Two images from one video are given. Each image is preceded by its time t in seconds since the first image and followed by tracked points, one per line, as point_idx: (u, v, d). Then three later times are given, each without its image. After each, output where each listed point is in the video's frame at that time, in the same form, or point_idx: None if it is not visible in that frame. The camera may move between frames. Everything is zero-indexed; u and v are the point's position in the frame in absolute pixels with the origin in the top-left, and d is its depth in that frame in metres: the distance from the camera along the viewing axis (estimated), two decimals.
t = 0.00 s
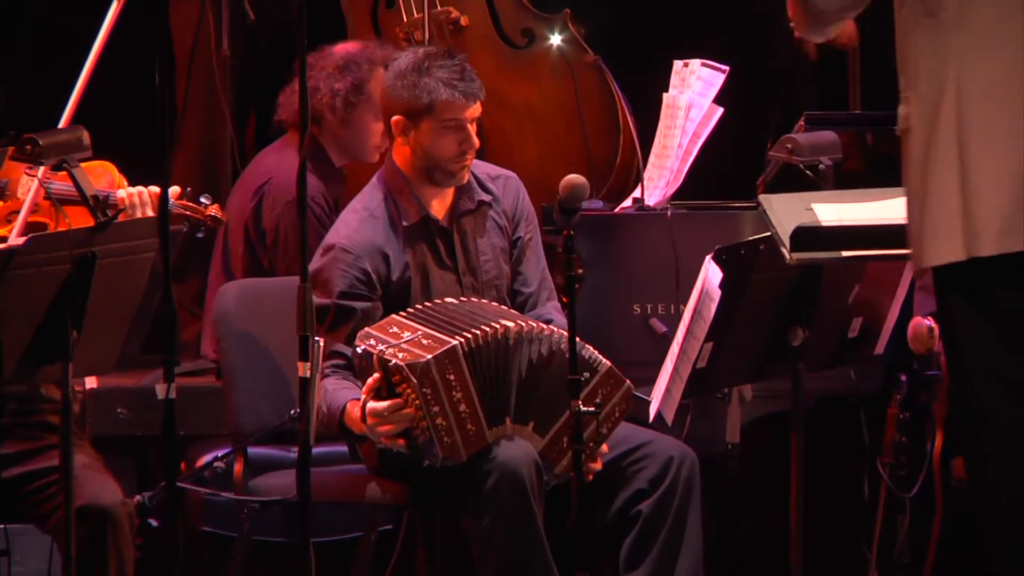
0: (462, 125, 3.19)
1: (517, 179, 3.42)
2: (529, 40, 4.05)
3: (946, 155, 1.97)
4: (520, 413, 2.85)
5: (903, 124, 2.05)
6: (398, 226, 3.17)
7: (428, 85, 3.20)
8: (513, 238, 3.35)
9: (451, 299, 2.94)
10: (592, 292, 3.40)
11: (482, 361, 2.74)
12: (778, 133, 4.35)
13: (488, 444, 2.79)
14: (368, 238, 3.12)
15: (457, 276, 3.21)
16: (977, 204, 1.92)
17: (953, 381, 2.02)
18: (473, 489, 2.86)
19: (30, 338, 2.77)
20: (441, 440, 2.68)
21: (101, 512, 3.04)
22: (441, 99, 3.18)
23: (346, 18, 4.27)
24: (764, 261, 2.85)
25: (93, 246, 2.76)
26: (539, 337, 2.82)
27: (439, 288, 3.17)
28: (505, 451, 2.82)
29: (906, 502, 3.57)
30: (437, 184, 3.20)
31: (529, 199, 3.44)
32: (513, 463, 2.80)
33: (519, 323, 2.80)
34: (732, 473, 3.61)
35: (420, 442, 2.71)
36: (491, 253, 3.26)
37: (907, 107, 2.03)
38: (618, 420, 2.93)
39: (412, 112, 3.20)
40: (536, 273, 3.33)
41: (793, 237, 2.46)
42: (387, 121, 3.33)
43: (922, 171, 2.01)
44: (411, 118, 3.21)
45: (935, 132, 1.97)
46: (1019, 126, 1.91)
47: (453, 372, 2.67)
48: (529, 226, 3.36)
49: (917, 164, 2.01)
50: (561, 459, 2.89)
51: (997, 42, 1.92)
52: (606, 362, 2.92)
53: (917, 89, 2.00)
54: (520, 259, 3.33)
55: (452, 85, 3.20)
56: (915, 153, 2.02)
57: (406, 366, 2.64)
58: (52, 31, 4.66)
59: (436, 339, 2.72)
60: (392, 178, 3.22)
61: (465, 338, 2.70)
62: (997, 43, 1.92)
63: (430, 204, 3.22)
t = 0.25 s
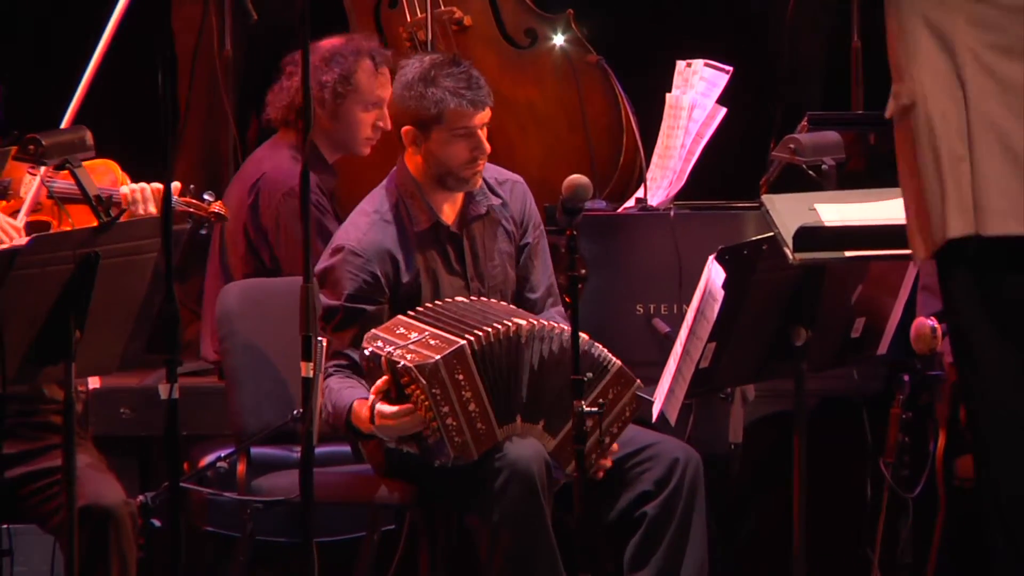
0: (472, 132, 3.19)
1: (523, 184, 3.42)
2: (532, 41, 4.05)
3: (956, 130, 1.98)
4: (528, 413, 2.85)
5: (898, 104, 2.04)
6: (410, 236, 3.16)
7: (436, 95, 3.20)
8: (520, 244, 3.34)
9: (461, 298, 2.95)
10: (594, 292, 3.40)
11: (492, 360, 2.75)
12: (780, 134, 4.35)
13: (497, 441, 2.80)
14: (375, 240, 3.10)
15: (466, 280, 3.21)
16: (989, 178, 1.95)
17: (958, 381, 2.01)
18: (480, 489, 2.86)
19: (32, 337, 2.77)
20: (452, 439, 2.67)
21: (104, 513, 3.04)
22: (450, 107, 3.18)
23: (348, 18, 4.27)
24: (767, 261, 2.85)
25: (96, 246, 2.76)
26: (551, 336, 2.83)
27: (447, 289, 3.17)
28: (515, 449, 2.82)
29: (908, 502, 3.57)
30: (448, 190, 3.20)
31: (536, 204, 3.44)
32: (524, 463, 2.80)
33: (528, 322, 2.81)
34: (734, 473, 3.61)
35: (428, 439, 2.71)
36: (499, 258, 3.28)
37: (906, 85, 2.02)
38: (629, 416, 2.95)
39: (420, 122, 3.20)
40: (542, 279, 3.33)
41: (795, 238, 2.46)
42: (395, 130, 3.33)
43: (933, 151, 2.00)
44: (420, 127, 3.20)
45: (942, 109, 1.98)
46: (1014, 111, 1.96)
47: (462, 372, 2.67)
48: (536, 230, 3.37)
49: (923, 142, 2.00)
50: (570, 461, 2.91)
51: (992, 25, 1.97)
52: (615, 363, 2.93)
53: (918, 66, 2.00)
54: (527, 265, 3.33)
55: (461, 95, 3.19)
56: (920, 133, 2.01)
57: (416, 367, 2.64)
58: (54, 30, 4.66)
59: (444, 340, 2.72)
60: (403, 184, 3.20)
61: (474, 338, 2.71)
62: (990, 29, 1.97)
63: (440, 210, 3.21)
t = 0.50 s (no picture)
0: (478, 133, 3.19)
1: (525, 183, 3.43)
2: (533, 39, 4.04)
3: (938, 154, 1.88)
4: (530, 411, 2.86)
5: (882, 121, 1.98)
6: (413, 236, 3.16)
7: (441, 96, 3.20)
8: (523, 243, 3.35)
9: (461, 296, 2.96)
10: (594, 290, 3.40)
11: (493, 359, 2.75)
12: (781, 132, 4.35)
13: (500, 440, 2.80)
14: (380, 241, 3.11)
15: (468, 280, 3.22)
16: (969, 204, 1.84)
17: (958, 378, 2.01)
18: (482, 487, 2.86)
19: (33, 335, 2.77)
20: (454, 439, 2.68)
21: (104, 510, 3.04)
22: (456, 108, 3.17)
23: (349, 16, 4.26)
24: (767, 260, 2.85)
25: (96, 244, 2.76)
26: (551, 333, 2.83)
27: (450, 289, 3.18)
28: (519, 448, 2.82)
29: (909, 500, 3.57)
30: (452, 191, 3.20)
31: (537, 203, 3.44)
32: (527, 461, 2.80)
33: (530, 320, 2.80)
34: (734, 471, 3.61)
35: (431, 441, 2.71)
36: (502, 258, 3.28)
37: (894, 103, 1.96)
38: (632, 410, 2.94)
39: (425, 123, 3.20)
40: (546, 279, 3.33)
41: (793, 235, 2.46)
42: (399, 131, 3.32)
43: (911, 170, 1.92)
44: (424, 128, 3.20)
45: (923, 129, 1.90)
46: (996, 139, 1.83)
47: (461, 372, 2.67)
48: (539, 229, 3.37)
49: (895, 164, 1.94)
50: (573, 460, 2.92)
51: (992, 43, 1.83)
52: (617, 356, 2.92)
53: (906, 82, 1.93)
54: (530, 266, 3.33)
55: (466, 96, 3.19)
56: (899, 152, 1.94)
57: (414, 368, 2.64)
58: (55, 29, 4.65)
59: (443, 341, 2.73)
60: (409, 187, 3.20)
61: (472, 337, 2.71)
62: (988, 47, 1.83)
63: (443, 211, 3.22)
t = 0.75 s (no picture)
0: (483, 132, 3.18)
1: (530, 181, 3.42)
2: (538, 37, 4.05)
3: (999, 146, 1.97)
4: (534, 409, 2.85)
5: (930, 135, 2.02)
6: (417, 235, 3.16)
7: (445, 96, 3.19)
8: (528, 242, 3.35)
9: (464, 297, 2.96)
10: (599, 290, 3.39)
11: (494, 359, 2.75)
12: (785, 130, 4.34)
13: (503, 440, 2.80)
14: (383, 240, 3.10)
15: (472, 279, 3.21)
16: None
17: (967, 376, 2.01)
18: (485, 485, 2.86)
19: (38, 333, 2.76)
20: (456, 441, 2.68)
21: (109, 509, 3.04)
22: (461, 108, 3.17)
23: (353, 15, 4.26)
24: (772, 259, 2.85)
25: (100, 242, 2.76)
26: (551, 331, 2.83)
27: (455, 289, 3.17)
28: (522, 446, 2.82)
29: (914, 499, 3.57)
30: (458, 190, 3.20)
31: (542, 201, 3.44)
32: (530, 460, 2.80)
33: (529, 319, 2.81)
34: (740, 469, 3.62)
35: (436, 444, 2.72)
36: (507, 257, 3.27)
37: (939, 113, 2.00)
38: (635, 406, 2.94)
39: (430, 122, 3.20)
40: (552, 277, 3.34)
41: (799, 233, 2.44)
42: (406, 130, 3.32)
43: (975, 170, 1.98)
44: (430, 127, 3.20)
45: (981, 131, 1.98)
46: None
47: (461, 373, 2.67)
48: (544, 228, 3.37)
49: (964, 166, 1.98)
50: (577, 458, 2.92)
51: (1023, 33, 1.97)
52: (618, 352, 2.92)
53: (948, 90, 1.99)
54: (535, 264, 3.34)
55: (471, 96, 3.19)
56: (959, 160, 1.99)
57: (413, 371, 2.64)
58: (58, 28, 4.65)
59: (441, 343, 2.73)
60: (412, 185, 3.19)
61: (470, 340, 2.71)
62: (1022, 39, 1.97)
63: (449, 210, 3.21)
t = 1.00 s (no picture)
0: (484, 129, 3.18)
1: (532, 178, 3.42)
2: (541, 34, 4.04)
3: (974, 137, 2.06)
4: (535, 406, 2.85)
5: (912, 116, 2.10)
6: (419, 231, 3.16)
7: (446, 93, 3.19)
8: (530, 239, 3.35)
9: (465, 294, 2.96)
10: (601, 287, 3.40)
11: (494, 356, 2.75)
12: (789, 127, 4.34)
13: (504, 437, 2.80)
14: (384, 237, 3.10)
15: (474, 276, 3.21)
16: (1013, 180, 2.04)
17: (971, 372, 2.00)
18: (487, 482, 2.86)
19: (41, 331, 2.76)
20: (457, 439, 2.68)
21: (112, 505, 3.04)
22: (462, 104, 3.16)
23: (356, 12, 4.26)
24: (776, 255, 2.85)
25: (104, 239, 2.75)
26: (551, 329, 2.82)
27: (458, 286, 3.18)
28: (524, 445, 2.82)
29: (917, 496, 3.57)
30: (460, 186, 3.20)
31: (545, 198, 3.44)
32: (531, 458, 2.80)
33: (529, 316, 2.81)
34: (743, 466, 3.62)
35: (437, 442, 2.72)
36: (509, 254, 3.27)
37: (923, 96, 2.08)
38: (637, 402, 2.93)
39: (431, 119, 3.20)
40: (555, 275, 3.34)
41: (804, 231, 2.45)
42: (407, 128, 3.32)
43: (953, 158, 2.07)
44: (431, 124, 3.20)
45: (959, 118, 2.06)
46: None
47: (461, 371, 2.67)
48: (547, 225, 3.36)
49: (943, 153, 2.07)
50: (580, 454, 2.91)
51: (1007, 27, 2.05)
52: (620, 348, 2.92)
53: (935, 77, 2.06)
54: (537, 262, 3.33)
55: (472, 92, 3.18)
56: (938, 144, 2.08)
57: (414, 370, 2.64)
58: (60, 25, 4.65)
59: (441, 341, 2.73)
60: (414, 182, 3.20)
61: (470, 337, 2.71)
62: (1008, 37, 2.05)
63: (450, 207, 3.21)
